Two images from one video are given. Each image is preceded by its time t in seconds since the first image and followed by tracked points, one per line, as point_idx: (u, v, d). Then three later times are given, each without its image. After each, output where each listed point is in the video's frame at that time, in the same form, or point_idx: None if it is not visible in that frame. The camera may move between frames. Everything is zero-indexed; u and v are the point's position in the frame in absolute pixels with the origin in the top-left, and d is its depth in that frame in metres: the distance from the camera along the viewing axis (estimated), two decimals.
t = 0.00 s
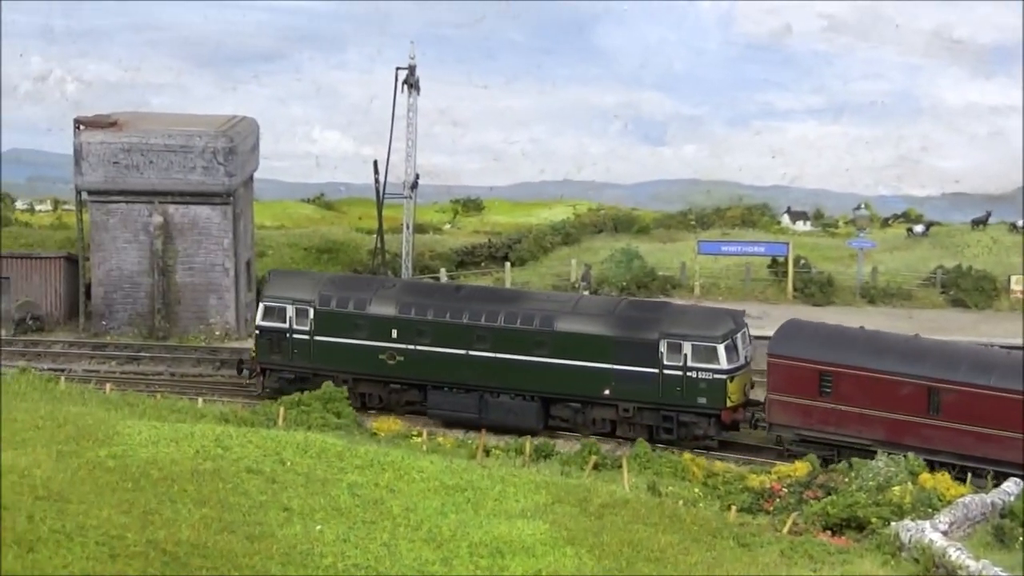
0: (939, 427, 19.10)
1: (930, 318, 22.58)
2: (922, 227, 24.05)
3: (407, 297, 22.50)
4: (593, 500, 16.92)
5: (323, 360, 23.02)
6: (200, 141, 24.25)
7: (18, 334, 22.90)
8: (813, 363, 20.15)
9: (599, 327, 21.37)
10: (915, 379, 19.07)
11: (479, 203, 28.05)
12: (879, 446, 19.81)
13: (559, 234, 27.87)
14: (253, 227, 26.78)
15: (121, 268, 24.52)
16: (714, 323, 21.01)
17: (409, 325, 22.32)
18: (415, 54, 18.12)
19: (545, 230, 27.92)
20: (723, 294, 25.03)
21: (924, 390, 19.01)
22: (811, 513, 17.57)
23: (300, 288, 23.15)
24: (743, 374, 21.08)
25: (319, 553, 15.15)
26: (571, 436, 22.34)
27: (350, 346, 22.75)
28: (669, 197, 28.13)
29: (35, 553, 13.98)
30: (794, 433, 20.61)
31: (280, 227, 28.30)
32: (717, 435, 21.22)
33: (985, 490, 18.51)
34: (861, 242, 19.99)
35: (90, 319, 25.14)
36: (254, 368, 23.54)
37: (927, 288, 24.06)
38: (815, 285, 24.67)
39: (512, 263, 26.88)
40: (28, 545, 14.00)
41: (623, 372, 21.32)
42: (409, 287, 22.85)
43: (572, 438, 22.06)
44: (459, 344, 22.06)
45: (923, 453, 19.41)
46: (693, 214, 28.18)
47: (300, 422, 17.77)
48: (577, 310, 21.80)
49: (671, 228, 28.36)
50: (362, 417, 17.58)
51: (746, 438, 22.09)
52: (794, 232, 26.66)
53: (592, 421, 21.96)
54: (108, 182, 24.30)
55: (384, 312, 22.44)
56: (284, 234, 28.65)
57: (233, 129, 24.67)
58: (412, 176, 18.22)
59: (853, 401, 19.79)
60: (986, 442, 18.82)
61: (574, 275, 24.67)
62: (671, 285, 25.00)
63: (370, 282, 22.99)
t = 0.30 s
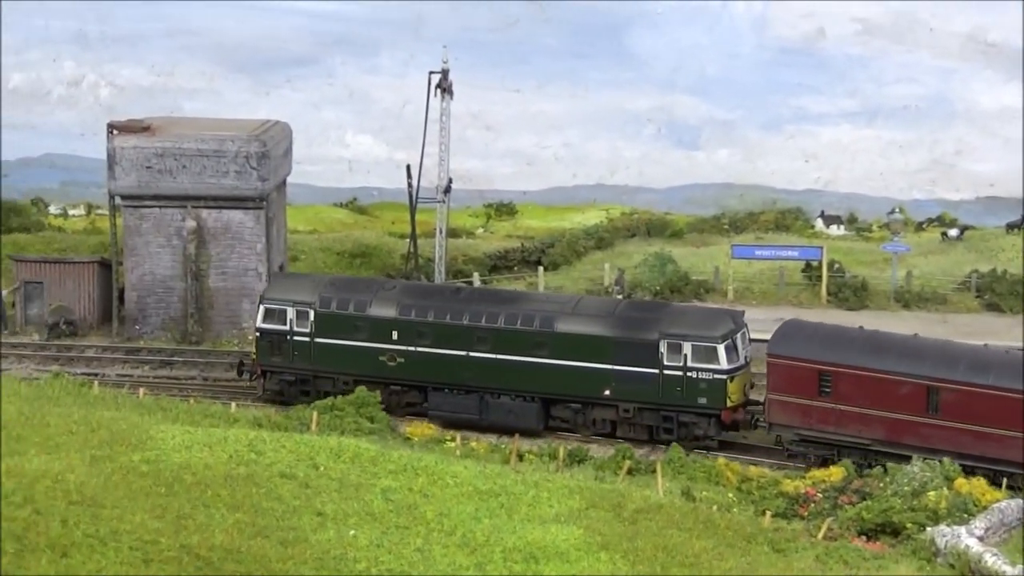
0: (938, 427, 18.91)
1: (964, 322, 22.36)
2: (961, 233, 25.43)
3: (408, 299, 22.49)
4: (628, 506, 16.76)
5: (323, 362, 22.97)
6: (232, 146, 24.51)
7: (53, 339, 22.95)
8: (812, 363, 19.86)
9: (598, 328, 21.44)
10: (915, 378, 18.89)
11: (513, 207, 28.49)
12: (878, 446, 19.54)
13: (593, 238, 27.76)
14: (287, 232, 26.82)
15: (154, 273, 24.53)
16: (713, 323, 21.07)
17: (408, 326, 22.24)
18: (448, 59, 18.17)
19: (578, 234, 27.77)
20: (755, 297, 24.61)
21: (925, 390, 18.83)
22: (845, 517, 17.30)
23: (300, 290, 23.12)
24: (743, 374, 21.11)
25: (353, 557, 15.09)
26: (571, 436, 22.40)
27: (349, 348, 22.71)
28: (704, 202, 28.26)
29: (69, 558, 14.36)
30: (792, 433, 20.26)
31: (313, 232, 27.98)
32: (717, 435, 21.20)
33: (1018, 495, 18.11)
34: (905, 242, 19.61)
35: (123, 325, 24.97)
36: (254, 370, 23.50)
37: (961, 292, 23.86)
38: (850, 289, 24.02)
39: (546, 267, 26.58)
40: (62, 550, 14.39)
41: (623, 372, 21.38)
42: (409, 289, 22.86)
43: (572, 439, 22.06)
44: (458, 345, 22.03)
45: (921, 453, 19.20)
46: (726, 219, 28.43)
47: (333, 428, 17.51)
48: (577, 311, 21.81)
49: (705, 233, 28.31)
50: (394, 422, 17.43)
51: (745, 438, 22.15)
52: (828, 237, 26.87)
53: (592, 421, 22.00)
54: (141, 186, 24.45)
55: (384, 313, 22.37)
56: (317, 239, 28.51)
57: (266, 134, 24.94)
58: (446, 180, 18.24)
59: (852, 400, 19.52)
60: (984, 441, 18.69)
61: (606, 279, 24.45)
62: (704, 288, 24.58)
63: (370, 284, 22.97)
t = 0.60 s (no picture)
0: (936, 426, 18.70)
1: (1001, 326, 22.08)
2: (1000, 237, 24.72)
3: (408, 300, 22.40)
4: (665, 511, 16.57)
5: (324, 363, 22.85)
6: (268, 150, 24.47)
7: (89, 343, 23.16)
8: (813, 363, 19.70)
9: (598, 328, 21.33)
10: (914, 378, 18.72)
11: (547, 211, 28.29)
12: (877, 445, 19.35)
13: (629, 242, 27.70)
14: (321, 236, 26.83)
15: (189, 277, 24.50)
16: (713, 324, 20.93)
17: (407, 326, 22.14)
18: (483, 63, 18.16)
19: (614, 239, 27.68)
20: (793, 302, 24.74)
21: (923, 389, 18.65)
22: (884, 524, 17.02)
23: (300, 292, 23.02)
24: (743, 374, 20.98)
25: (389, 563, 15.00)
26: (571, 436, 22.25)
27: (350, 349, 22.58)
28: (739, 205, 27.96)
29: (104, 563, 14.53)
30: (792, 433, 20.09)
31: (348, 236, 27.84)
32: (718, 435, 21.03)
33: None
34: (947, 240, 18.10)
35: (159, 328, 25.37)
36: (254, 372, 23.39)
37: (1000, 296, 23.63)
38: (886, 294, 24.18)
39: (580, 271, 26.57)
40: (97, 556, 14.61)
41: (624, 373, 21.25)
42: (409, 290, 22.80)
43: (572, 439, 21.92)
44: (458, 346, 21.90)
45: (920, 453, 19.01)
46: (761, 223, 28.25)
47: (369, 432, 17.33)
48: (578, 311, 21.71)
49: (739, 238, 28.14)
50: (430, 427, 17.38)
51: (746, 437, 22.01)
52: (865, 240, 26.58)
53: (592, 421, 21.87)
54: (176, 190, 24.39)
55: (384, 315, 22.27)
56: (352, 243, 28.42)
57: (301, 138, 24.88)
58: (481, 185, 18.24)
59: (850, 400, 19.35)
60: (984, 440, 18.41)
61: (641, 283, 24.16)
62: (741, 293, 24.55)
63: (371, 284, 22.91)
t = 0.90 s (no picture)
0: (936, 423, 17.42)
1: None
2: None
3: (406, 299, 22.26)
4: (699, 513, 16.40)
5: (323, 362, 22.95)
6: (300, 151, 24.23)
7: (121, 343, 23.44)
8: (811, 359, 18.83)
9: (594, 327, 21.21)
10: (909, 376, 17.35)
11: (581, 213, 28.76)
12: (879, 442, 18.42)
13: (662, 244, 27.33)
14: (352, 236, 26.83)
15: (221, 277, 24.60)
16: (712, 321, 20.82)
17: (408, 324, 22.06)
18: (515, 64, 18.14)
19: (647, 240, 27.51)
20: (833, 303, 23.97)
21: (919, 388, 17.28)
22: (919, 526, 16.75)
23: (299, 290, 23.10)
24: (743, 370, 20.91)
25: (423, 565, 14.89)
26: (571, 433, 22.28)
27: (349, 348, 22.65)
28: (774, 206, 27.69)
29: (138, 564, 14.50)
30: (792, 429, 19.57)
31: (380, 238, 27.86)
32: (717, 432, 21.00)
33: None
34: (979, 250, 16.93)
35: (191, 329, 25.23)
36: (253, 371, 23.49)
37: None
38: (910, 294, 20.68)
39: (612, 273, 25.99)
40: (130, 557, 14.56)
41: (622, 370, 21.23)
42: (407, 289, 22.57)
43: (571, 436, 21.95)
44: (458, 345, 21.84)
45: (922, 449, 17.93)
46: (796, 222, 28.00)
47: (402, 433, 17.19)
48: (576, 309, 21.57)
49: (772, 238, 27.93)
50: (463, 428, 17.30)
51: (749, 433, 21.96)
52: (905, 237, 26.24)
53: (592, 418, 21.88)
54: (208, 190, 24.40)
55: (383, 314, 22.19)
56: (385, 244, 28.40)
57: (333, 138, 24.57)
58: (513, 185, 18.21)
59: (849, 396, 18.45)
60: (988, 438, 16.87)
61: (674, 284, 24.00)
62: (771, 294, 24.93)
63: (369, 282, 22.74)
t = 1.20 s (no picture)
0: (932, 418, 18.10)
1: None
2: None
3: (404, 294, 22.33)
4: (729, 512, 16.31)
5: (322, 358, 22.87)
6: (329, 149, 24.02)
7: (148, 341, 24.01)
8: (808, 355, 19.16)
9: (590, 323, 21.15)
10: (909, 370, 17.98)
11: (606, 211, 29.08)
12: (873, 437, 18.90)
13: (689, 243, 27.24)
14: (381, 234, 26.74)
15: (249, 275, 24.58)
16: (709, 316, 20.70)
17: (407, 321, 22.05)
18: (543, 63, 18.14)
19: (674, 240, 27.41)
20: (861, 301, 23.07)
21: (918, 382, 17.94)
22: (950, 526, 16.52)
23: (297, 287, 22.98)
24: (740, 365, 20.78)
25: (455, 563, 14.74)
26: (568, 429, 22.17)
27: (347, 344, 22.57)
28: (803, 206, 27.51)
29: (170, 561, 14.41)
30: (789, 424, 19.74)
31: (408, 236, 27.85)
32: (715, 427, 20.85)
33: None
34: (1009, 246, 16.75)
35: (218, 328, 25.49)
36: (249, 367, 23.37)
37: None
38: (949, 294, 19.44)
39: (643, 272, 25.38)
40: (161, 554, 14.46)
41: (619, 366, 21.08)
42: (406, 285, 22.68)
43: (569, 431, 21.90)
44: (456, 341, 21.86)
45: (915, 443, 18.53)
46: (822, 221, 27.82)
47: (433, 431, 17.05)
48: (573, 304, 21.57)
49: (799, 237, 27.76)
50: (492, 427, 17.20)
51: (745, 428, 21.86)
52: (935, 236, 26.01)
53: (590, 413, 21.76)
54: (236, 190, 24.22)
55: (382, 309, 22.20)
56: (411, 242, 28.43)
57: (362, 137, 24.41)
58: (541, 185, 18.19)
59: (845, 392, 18.83)
60: (982, 431, 17.75)
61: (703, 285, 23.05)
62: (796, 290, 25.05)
63: (366, 279, 22.79)
